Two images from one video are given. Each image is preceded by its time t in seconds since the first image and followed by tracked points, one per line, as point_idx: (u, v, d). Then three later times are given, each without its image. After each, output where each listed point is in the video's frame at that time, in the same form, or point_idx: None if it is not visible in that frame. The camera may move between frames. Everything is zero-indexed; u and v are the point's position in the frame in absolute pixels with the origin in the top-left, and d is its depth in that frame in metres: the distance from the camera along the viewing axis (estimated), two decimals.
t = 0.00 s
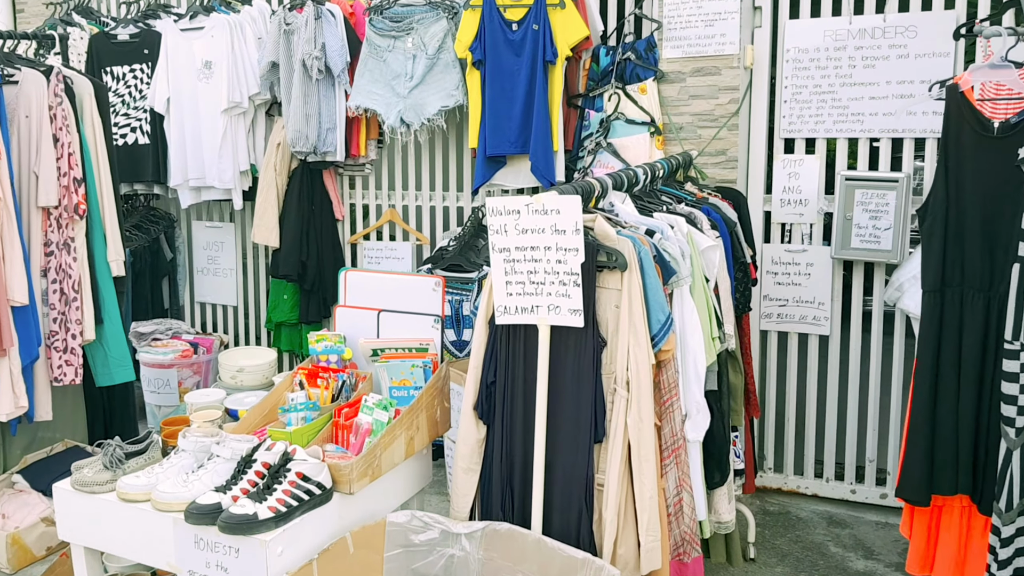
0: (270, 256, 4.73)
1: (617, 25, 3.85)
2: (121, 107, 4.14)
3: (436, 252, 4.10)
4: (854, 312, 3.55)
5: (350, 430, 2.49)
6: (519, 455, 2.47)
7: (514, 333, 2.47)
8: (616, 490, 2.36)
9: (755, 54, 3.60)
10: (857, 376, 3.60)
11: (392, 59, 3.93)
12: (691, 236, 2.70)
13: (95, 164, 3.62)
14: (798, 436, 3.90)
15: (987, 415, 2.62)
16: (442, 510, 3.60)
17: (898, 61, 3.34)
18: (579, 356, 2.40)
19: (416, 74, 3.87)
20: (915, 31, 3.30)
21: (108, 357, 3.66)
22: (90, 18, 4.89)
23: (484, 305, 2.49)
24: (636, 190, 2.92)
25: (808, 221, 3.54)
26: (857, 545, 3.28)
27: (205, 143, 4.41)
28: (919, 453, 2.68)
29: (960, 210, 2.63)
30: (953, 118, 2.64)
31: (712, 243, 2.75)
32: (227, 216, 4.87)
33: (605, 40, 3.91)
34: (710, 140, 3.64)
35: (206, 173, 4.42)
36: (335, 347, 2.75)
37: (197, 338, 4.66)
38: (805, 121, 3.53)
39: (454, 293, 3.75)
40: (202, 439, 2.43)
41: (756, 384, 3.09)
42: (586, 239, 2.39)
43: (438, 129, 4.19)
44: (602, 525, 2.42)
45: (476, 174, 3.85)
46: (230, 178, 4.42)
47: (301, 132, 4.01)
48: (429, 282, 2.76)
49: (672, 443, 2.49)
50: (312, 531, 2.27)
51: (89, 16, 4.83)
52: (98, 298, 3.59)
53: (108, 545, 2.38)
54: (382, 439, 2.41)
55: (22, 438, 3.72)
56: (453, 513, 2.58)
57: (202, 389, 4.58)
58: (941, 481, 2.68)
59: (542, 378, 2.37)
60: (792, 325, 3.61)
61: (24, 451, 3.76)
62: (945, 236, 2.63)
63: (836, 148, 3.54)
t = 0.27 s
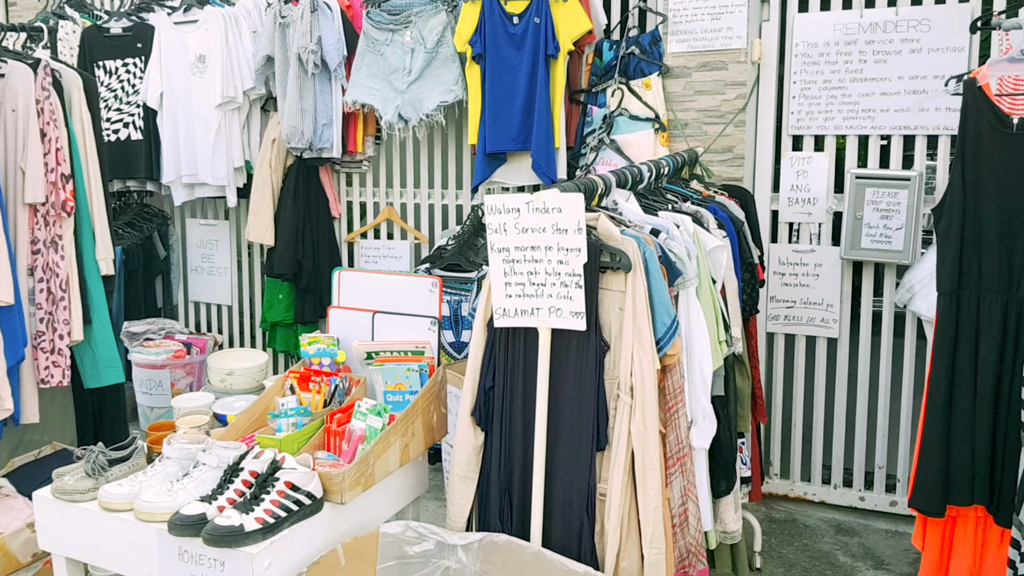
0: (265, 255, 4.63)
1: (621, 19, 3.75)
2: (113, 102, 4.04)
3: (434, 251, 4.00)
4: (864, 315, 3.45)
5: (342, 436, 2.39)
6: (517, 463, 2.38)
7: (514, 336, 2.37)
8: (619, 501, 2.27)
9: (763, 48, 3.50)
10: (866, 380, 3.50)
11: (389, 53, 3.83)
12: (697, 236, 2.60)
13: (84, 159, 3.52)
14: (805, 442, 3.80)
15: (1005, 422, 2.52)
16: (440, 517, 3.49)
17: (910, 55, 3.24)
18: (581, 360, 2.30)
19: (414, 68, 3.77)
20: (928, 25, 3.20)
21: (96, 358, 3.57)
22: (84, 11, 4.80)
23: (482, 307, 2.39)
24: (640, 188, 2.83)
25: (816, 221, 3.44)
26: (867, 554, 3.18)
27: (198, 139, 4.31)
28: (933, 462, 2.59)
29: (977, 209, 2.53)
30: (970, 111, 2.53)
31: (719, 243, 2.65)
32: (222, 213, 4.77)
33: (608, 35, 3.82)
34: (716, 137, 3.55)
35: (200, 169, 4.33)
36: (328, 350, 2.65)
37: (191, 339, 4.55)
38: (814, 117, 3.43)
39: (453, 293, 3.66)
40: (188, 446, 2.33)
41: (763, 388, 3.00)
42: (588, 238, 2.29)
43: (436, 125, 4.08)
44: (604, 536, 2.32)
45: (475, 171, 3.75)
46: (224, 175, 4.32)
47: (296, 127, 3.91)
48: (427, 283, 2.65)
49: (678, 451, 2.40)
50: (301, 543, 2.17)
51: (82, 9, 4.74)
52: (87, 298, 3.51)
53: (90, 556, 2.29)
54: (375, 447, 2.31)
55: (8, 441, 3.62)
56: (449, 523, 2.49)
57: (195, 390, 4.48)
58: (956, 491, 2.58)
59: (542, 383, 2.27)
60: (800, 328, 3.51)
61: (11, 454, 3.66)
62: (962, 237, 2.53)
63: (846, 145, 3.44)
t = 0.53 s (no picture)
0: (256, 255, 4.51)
1: (622, 12, 3.62)
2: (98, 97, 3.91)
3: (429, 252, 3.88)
4: (874, 319, 3.33)
5: (329, 449, 2.27)
6: (514, 478, 2.25)
7: (510, 344, 2.25)
8: (621, 519, 2.14)
9: (769, 42, 3.37)
10: (876, 386, 3.38)
11: (383, 47, 3.70)
12: (703, 239, 2.48)
13: (65, 157, 3.39)
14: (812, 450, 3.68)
15: None
16: (434, 528, 3.37)
17: (923, 50, 3.12)
18: (581, 370, 2.18)
19: (408, 63, 3.64)
20: (942, 18, 3.08)
21: (78, 364, 3.44)
22: (69, 5, 4.67)
23: (476, 313, 2.26)
24: (643, 188, 2.71)
25: (824, 222, 3.32)
26: (877, 568, 3.06)
27: (186, 136, 4.19)
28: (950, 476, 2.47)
29: (997, 209, 2.40)
30: (989, 105, 2.41)
31: (726, 245, 2.53)
32: (211, 212, 4.64)
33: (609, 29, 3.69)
34: (721, 135, 3.42)
35: (188, 167, 4.20)
36: (315, 358, 2.52)
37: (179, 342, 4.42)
38: (822, 114, 3.31)
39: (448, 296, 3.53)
40: (166, 460, 2.21)
41: (770, 397, 2.88)
42: (589, 241, 2.17)
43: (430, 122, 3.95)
44: (605, 555, 2.20)
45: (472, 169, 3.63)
46: (213, 173, 4.19)
47: (286, 124, 3.79)
48: (418, 287, 2.52)
49: (683, 465, 2.27)
50: (284, 565, 2.04)
51: (68, 2, 4.61)
52: (68, 300, 3.38)
53: None
54: (364, 461, 2.18)
55: None
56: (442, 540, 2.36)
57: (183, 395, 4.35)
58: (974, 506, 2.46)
59: (540, 395, 2.15)
60: (807, 332, 3.39)
61: None
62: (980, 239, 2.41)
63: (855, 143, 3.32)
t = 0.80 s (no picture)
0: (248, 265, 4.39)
1: (624, 13, 3.50)
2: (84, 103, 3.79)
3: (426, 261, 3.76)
4: (887, 330, 3.22)
5: (320, 476, 2.15)
6: (516, 505, 2.14)
7: (512, 365, 2.13)
8: (630, 549, 2.03)
9: (778, 44, 3.25)
10: (889, 399, 3.27)
11: (377, 50, 3.58)
12: (713, 250, 2.36)
13: (47, 163, 3.26)
14: (822, 464, 3.56)
15: None
16: (433, 549, 3.25)
17: (937, 51, 3.01)
18: (587, 392, 2.06)
19: (403, 66, 3.52)
20: (958, 18, 2.96)
21: (62, 381, 3.31)
22: (56, 9, 4.55)
23: (476, 331, 2.15)
24: (649, 198, 2.59)
25: (835, 229, 3.21)
26: None
27: (175, 142, 4.07)
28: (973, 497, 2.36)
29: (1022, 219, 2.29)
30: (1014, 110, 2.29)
31: (737, 257, 2.42)
32: (203, 220, 4.53)
33: (611, 30, 3.57)
34: (728, 139, 3.31)
35: (177, 175, 4.09)
36: (306, 378, 2.40)
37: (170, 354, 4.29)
38: (833, 118, 3.19)
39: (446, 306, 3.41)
40: (149, 489, 2.09)
41: (782, 413, 2.76)
42: (594, 255, 2.05)
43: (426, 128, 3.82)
44: None
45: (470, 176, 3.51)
46: (203, 181, 4.07)
47: (277, 130, 3.67)
48: (416, 301, 2.39)
49: (695, 490, 2.16)
50: None
51: (55, 6, 4.49)
52: (52, 315, 3.24)
53: None
54: (358, 489, 2.06)
55: None
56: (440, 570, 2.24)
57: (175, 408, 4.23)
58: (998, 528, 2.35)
59: (543, 418, 2.03)
60: (818, 344, 3.27)
61: None
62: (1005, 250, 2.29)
63: (867, 148, 3.21)
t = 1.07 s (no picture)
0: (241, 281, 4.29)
1: (624, 19, 3.40)
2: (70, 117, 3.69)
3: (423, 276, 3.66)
4: (899, 343, 3.12)
5: (313, 507, 2.05)
6: (519, 536, 2.03)
7: (513, 388, 2.03)
8: None
9: (782, 48, 3.13)
10: (901, 413, 3.17)
11: (370, 60, 3.49)
12: (721, 266, 2.27)
13: (32, 178, 3.17)
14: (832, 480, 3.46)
15: None
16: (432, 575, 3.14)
17: (947, 55, 2.92)
18: (592, 417, 1.96)
19: (397, 76, 3.43)
20: (968, 21, 2.88)
21: (49, 404, 3.18)
22: (43, 21, 4.46)
23: (475, 353, 2.05)
24: (653, 210, 2.50)
25: (843, 239, 3.11)
26: None
27: (165, 157, 3.97)
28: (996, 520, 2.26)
29: None
30: None
31: (745, 271, 2.32)
32: (194, 236, 4.43)
33: (609, 37, 3.48)
34: (732, 148, 3.22)
35: (167, 190, 3.99)
36: (298, 404, 2.31)
37: (161, 373, 4.18)
38: (840, 125, 3.11)
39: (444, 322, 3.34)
40: (133, 523, 1.98)
41: (793, 431, 2.66)
42: (598, 273, 1.95)
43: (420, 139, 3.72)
44: None
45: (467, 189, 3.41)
46: (193, 196, 3.98)
47: (269, 142, 3.58)
48: (412, 321, 2.29)
49: (706, 518, 2.05)
50: None
51: (42, 19, 4.40)
52: (38, 337, 3.11)
53: None
54: (353, 520, 1.96)
55: None
56: None
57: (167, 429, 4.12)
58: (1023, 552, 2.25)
59: (547, 445, 1.93)
60: (827, 357, 3.17)
61: None
62: None
63: (875, 155, 3.12)
